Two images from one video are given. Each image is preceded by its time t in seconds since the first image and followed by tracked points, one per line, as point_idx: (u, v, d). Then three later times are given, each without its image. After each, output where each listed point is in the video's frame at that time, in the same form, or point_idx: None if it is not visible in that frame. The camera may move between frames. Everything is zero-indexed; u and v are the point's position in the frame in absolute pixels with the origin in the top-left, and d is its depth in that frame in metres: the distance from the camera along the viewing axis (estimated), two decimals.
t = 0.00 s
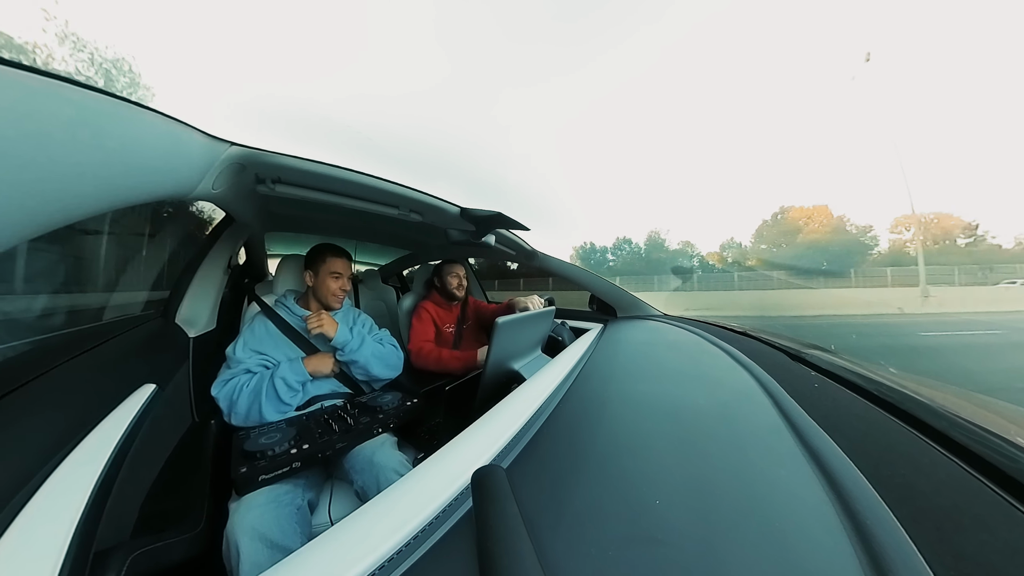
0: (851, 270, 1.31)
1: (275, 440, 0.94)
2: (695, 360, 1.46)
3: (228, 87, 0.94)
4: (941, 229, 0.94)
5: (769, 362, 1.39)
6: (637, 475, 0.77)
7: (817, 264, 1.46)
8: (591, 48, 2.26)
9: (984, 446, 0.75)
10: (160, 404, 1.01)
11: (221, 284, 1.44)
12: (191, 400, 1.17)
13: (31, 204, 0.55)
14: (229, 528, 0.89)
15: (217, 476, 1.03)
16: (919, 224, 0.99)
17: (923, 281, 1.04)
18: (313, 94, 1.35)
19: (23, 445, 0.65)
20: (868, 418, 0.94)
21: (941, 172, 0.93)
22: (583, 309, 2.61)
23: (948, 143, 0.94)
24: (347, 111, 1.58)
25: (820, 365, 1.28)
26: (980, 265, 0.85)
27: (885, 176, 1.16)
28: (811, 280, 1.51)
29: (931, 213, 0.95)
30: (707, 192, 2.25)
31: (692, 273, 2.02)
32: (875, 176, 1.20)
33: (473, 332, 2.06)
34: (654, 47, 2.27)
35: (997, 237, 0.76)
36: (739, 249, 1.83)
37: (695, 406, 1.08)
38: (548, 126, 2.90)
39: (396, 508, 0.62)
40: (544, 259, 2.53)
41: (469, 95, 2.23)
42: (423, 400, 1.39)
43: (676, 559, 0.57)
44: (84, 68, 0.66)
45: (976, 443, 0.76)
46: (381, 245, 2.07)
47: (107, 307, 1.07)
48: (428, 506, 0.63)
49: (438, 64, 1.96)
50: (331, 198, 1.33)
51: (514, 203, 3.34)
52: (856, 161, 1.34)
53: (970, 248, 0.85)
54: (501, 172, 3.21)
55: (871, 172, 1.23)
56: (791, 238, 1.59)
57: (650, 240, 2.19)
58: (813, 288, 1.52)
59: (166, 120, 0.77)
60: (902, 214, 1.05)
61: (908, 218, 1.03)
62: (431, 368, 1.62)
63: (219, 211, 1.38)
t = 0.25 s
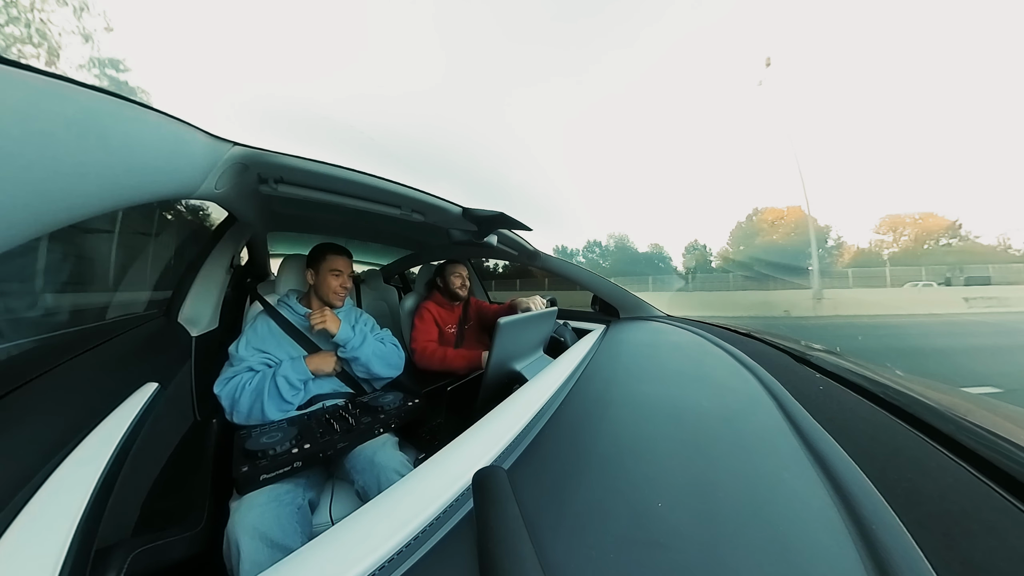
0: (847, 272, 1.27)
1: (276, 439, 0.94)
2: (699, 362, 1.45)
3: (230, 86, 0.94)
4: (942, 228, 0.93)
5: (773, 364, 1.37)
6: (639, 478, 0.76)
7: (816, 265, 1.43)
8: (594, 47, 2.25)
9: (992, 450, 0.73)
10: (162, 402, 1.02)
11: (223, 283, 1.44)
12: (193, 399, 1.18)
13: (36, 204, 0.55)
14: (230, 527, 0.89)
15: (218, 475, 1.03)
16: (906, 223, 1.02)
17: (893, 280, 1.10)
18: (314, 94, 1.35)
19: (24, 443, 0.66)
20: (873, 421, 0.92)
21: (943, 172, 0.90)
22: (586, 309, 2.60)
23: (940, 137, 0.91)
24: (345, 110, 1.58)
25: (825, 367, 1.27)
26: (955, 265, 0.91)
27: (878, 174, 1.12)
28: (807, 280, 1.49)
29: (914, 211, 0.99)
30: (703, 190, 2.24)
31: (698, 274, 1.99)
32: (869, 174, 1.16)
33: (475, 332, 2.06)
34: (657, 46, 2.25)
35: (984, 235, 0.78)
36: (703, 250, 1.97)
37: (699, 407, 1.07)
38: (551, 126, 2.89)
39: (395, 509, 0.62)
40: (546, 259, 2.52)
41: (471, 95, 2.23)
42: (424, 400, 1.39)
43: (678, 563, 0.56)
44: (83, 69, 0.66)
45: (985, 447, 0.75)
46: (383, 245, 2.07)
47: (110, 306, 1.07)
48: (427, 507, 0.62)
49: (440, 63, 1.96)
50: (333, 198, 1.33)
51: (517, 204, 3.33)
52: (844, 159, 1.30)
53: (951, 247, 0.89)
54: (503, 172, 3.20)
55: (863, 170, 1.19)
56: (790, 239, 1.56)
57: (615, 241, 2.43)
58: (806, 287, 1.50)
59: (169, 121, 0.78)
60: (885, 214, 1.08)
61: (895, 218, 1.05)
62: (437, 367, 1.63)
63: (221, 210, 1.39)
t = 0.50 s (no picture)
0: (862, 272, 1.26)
1: (278, 439, 0.94)
2: (702, 363, 1.44)
3: (233, 86, 0.95)
4: (943, 223, 0.94)
5: (777, 365, 1.36)
6: (641, 480, 0.75)
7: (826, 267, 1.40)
8: (594, 47, 2.29)
9: (1000, 453, 0.72)
10: (164, 402, 1.02)
11: (225, 284, 1.45)
12: (195, 399, 1.18)
13: (39, 204, 0.56)
14: (230, 527, 0.89)
15: (219, 475, 1.03)
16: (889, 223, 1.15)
17: (853, 277, 1.29)
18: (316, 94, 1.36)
19: (26, 442, 0.66)
20: (879, 423, 0.91)
21: (957, 174, 0.93)
22: (588, 310, 2.59)
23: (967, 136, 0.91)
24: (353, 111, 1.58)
25: (830, 368, 1.25)
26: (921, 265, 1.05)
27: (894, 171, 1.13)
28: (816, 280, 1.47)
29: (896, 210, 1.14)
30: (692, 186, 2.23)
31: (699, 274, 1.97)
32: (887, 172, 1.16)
33: (477, 333, 2.06)
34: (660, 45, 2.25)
35: (965, 236, 0.89)
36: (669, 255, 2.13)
37: (702, 409, 1.06)
38: (552, 126, 2.89)
39: (395, 510, 0.61)
40: (547, 259, 2.54)
41: (473, 95, 2.23)
42: (426, 401, 1.39)
43: (681, 566, 0.55)
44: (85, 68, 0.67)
45: (994, 450, 0.73)
46: (384, 245, 2.08)
47: (112, 305, 1.07)
48: (428, 509, 0.62)
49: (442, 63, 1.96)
50: (335, 198, 1.34)
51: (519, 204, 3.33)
52: (858, 156, 1.30)
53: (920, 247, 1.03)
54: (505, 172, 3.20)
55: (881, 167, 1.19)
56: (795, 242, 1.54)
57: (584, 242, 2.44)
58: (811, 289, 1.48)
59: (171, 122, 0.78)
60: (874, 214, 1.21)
61: (877, 219, 1.20)
62: (443, 367, 1.63)
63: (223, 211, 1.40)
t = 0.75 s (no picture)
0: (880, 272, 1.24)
1: (280, 440, 0.94)
2: (706, 364, 1.43)
3: (237, 87, 0.95)
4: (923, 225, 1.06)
5: (781, 366, 1.35)
6: (644, 482, 0.74)
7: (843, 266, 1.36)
8: (599, 45, 2.48)
9: (1010, 456, 0.71)
10: (166, 402, 1.03)
11: (229, 284, 1.47)
12: (196, 399, 1.19)
13: (43, 205, 0.56)
14: (231, 527, 0.89)
15: (222, 475, 1.03)
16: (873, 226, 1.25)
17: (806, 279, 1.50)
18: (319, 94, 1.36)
19: (29, 442, 0.66)
20: (886, 425, 0.90)
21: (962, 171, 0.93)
22: (591, 311, 2.57)
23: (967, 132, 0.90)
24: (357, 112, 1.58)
25: (835, 369, 1.24)
26: (886, 264, 1.22)
27: (918, 171, 1.12)
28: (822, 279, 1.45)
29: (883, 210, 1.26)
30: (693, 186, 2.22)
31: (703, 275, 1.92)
32: (905, 171, 1.16)
33: (479, 334, 2.05)
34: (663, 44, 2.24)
35: (943, 235, 1.01)
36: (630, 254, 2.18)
37: (706, 411, 1.04)
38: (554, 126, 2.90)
39: (396, 512, 0.61)
40: (550, 259, 2.48)
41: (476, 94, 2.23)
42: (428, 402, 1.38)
43: (684, 570, 0.54)
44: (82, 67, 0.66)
45: (1004, 453, 0.72)
46: (387, 246, 2.08)
47: (115, 307, 1.08)
48: (429, 511, 0.61)
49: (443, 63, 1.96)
50: (337, 199, 1.34)
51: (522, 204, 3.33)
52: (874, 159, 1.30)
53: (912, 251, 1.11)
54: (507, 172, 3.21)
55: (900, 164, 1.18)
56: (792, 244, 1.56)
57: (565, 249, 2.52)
58: (825, 290, 1.47)
59: (173, 123, 0.79)
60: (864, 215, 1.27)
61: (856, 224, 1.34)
62: (445, 368, 1.63)
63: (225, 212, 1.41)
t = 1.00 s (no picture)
0: (903, 271, 1.22)
1: (282, 440, 0.95)
2: (710, 365, 1.42)
3: (239, 88, 0.95)
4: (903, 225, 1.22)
5: (787, 368, 1.33)
6: (646, 485, 0.73)
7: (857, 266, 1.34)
8: (599, 46, 2.38)
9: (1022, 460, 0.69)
10: (169, 401, 1.03)
11: (232, 283, 1.48)
12: (200, 399, 1.20)
13: (49, 206, 0.56)
14: (233, 527, 0.89)
15: (224, 474, 1.04)
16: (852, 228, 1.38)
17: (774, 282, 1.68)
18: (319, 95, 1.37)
19: (32, 440, 0.67)
20: (893, 428, 0.88)
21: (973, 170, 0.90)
22: (594, 312, 2.56)
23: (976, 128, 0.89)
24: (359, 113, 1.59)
25: (841, 370, 1.22)
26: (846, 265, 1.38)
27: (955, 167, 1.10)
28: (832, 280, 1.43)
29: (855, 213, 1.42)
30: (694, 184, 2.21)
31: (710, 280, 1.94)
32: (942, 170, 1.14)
33: (481, 335, 2.05)
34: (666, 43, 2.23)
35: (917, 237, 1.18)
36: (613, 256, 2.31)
37: (710, 412, 1.03)
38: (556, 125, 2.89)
39: (396, 513, 0.61)
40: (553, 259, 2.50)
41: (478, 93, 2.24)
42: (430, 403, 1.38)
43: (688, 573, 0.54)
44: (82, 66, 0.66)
45: (1015, 457, 0.70)
46: (389, 246, 2.09)
47: (119, 306, 1.09)
48: (430, 512, 0.61)
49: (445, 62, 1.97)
50: (340, 200, 1.35)
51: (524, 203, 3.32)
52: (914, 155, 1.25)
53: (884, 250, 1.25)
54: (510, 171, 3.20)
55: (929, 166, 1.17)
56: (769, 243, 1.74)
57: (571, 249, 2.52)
58: (832, 289, 1.45)
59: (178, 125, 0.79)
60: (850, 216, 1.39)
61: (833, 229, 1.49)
62: (448, 368, 1.62)
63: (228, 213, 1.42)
